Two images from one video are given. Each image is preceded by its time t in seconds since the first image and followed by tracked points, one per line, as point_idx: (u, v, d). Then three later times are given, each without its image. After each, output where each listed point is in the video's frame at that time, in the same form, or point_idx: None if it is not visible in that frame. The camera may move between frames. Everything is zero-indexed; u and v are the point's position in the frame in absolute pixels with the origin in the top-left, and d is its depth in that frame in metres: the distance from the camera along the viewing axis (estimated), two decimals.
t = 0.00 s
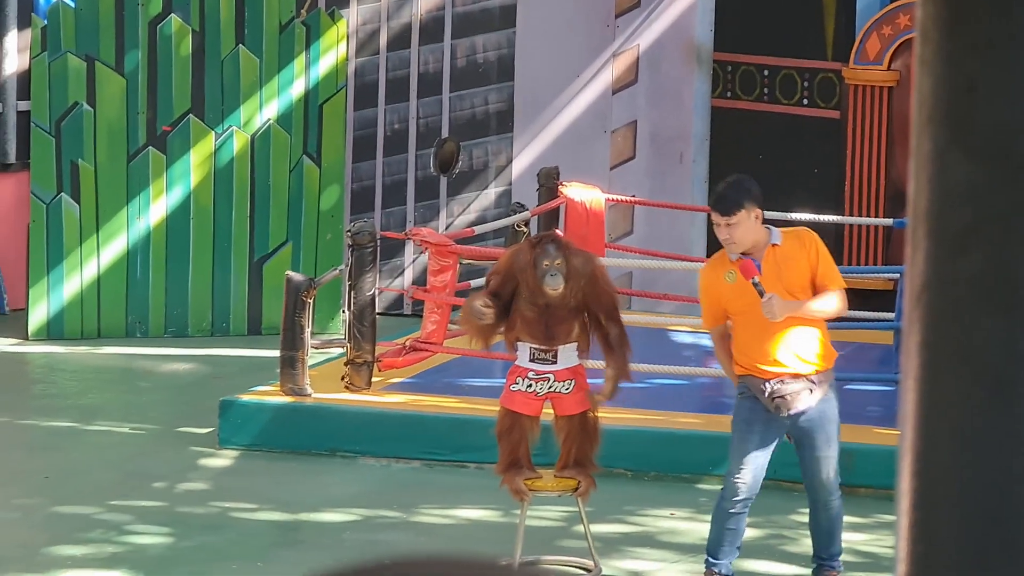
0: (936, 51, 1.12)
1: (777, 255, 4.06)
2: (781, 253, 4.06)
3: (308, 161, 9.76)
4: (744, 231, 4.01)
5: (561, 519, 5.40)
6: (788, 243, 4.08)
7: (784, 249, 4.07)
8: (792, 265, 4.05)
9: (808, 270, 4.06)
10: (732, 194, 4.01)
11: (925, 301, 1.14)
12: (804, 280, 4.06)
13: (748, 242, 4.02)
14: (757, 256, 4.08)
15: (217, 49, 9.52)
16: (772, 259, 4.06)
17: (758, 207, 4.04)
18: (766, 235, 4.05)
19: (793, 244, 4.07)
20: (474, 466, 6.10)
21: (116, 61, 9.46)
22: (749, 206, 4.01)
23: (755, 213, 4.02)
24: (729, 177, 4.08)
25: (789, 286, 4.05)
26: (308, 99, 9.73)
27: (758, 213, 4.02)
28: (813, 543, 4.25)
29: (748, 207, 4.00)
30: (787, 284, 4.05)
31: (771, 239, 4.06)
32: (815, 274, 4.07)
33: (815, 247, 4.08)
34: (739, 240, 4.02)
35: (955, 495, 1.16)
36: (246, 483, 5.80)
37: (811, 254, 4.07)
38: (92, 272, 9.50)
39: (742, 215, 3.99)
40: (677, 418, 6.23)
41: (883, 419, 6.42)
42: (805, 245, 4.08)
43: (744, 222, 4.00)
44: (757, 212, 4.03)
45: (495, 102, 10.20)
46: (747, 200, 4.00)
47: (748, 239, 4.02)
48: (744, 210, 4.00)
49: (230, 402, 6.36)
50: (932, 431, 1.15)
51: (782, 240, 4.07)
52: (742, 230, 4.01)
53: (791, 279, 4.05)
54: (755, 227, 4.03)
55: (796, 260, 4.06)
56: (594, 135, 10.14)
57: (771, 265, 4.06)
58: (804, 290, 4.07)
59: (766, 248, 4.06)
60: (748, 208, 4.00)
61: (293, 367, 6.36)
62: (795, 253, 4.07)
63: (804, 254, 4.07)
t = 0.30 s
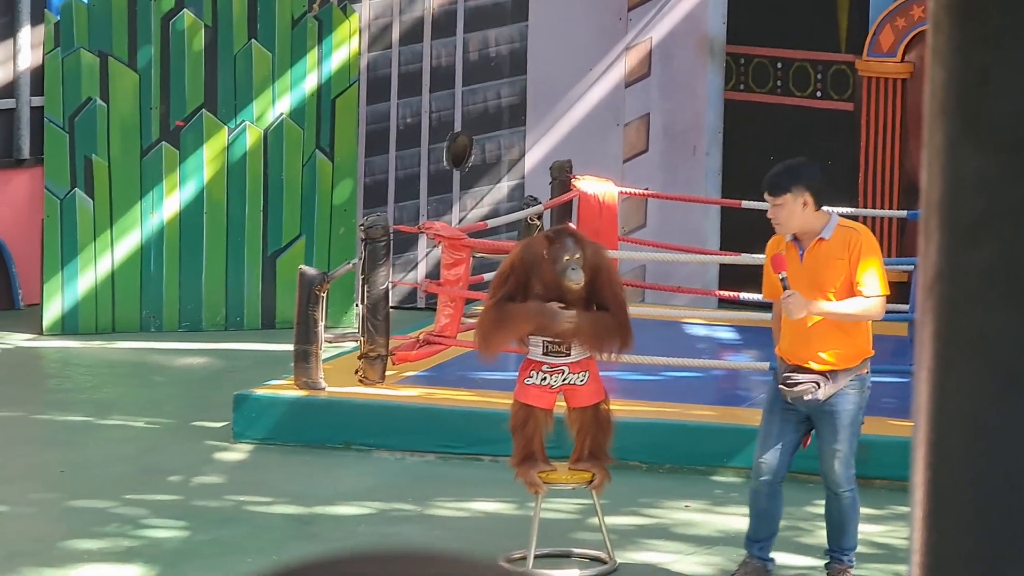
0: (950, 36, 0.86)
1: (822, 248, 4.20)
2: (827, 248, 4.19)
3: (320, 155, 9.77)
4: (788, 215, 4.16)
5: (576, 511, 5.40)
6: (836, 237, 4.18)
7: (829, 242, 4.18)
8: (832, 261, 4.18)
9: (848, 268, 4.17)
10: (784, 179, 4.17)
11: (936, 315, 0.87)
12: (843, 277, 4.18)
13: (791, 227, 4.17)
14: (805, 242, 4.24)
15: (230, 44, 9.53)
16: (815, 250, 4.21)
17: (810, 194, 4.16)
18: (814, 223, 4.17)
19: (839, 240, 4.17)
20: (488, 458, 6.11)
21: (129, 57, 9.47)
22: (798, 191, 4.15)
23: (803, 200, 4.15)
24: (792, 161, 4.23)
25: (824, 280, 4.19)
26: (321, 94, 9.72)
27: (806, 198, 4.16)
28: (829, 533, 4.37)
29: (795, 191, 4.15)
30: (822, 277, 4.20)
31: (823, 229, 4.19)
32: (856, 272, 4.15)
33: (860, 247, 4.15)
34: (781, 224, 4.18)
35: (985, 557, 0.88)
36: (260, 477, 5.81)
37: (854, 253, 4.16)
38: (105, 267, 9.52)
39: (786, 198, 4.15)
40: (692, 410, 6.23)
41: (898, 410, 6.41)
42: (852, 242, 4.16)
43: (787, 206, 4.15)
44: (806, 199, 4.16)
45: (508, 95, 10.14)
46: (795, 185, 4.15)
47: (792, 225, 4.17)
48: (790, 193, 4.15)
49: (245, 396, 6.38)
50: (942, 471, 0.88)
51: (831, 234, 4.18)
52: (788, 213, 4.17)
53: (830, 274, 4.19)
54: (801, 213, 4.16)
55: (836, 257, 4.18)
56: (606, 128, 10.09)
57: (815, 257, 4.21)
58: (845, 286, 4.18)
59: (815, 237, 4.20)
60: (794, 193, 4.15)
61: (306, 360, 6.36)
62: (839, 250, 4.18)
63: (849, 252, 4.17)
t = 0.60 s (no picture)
0: None
1: (842, 235, 4.19)
2: (845, 237, 4.18)
3: (332, 145, 9.76)
4: (812, 196, 4.20)
5: (587, 501, 5.39)
6: (856, 227, 4.16)
7: (849, 231, 4.17)
8: (848, 251, 4.17)
9: (861, 259, 4.14)
10: (814, 160, 4.19)
11: (949, 313, 0.74)
12: (857, 268, 4.15)
13: (814, 209, 4.20)
14: (830, 227, 4.25)
15: (243, 34, 9.53)
16: (835, 237, 4.21)
17: (837, 179, 4.18)
18: (839, 208, 4.17)
19: (858, 231, 4.15)
20: (499, 448, 6.11)
21: (141, 46, 9.47)
22: (824, 174, 4.18)
23: (828, 183, 4.17)
24: (831, 146, 4.25)
25: (838, 267, 4.19)
26: (333, 83, 9.70)
27: (832, 181, 4.18)
28: (839, 523, 4.35)
29: (821, 173, 4.18)
30: (837, 264, 4.20)
31: (847, 218, 4.19)
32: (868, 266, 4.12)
33: (875, 241, 4.11)
34: (806, 205, 4.22)
35: None
36: (270, 466, 5.81)
37: (868, 246, 4.13)
38: (116, 257, 9.52)
39: (812, 179, 4.18)
40: (703, 400, 6.21)
41: (909, 401, 6.38)
42: (869, 235, 4.13)
43: (812, 188, 4.19)
44: (832, 182, 4.17)
45: (520, 86, 10.08)
46: (823, 167, 4.18)
47: (815, 206, 4.20)
48: (817, 175, 4.19)
49: (256, 386, 6.37)
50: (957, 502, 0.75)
51: (853, 225, 4.17)
52: (813, 194, 4.20)
53: (843, 263, 4.18)
54: (825, 197, 4.18)
55: (851, 247, 4.16)
56: (618, 118, 10.15)
57: (834, 244, 4.21)
58: (857, 277, 4.16)
59: (838, 224, 4.21)
60: (820, 175, 4.18)
61: (318, 350, 6.35)
62: (855, 241, 4.15)
63: (865, 245, 4.14)
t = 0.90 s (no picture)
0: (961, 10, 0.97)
1: (850, 218, 4.19)
2: (853, 220, 4.18)
3: (335, 132, 9.73)
4: (822, 176, 4.19)
5: (592, 486, 5.40)
6: (864, 211, 4.15)
7: (856, 214, 4.17)
8: (854, 234, 4.17)
9: (866, 243, 4.14)
10: (825, 141, 4.18)
11: (957, 266, 0.99)
12: (861, 252, 4.15)
13: (824, 189, 4.19)
14: (839, 209, 4.25)
15: (245, 21, 9.51)
16: (844, 219, 4.21)
17: (848, 160, 4.16)
18: (849, 189, 4.16)
19: (865, 214, 4.14)
20: (504, 434, 6.12)
21: (144, 34, 9.47)
22: (835, 154, 4.17)
23: (838, 164, 4.16)
24: (844, 127, 4.23)
25: (844, 249, 4.19)
26: (336, 70, 9.68)
27: (842, 162, 4.16)
28: (843, 506, 4.36)
29: (831, 154, 4.17)
30: (843, 246, 4.20)
31: (856, 201, 4.18)
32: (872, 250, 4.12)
33: (881, 224, 4.11)
34: (817, 184, 4.21)
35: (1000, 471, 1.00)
36: (276, 453, 5.83)
37: (874, 231, 4.12)
38: (121, 244, 9.55)
39: (822, 159, 4.18)
40: (707, 384, 6.21)
41: (914, 384, 6.38)
42: (875, 219, 4.13)
43: (821, 168, 4.18)
44: (842, 163, 4.16)
45: (523, 71, 10.05)
46: (834, 147, 4.17)
47: (825, 186, 4.18)
48: (827, 155, 4.18)
49: (261, 372, 6.38)
50: (961, 400, 1.00)
51: (861, 208, 4.16)
52: (823, 175, 4.18)
53: (849, 247, 4.18)
54: (835, 177, 4.17)
55: (857, 231, 4.16)
56: (621, 103, 10.03)
57: (842, 227, 4.21)
58: (862, 261, 4.16)
59: (847, 206, 4.20)
60: (831, 155, 4.17)
61: (322, 337, 6.38)
62: (862, 225, 4.15)
63: (871, 229, 4.13)
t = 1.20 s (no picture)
0: (964, 14, 1.07)
1: (855, 214, 4.19)
2: (857, 215, 4.18)
3: (338, 128, 9.75)
4: (828, 171, 4.17)
5: (596, 482, 5.40)
6: (868, 206, 4.15)
7: (861, 210, 4.17)
8: (858, 230, 4.17)
9: (869, 238, 4.13)
10: (831, 135, 4.17)
11: (962, 252, 1.08)
12: (864, 247, 4.15)
13: (829, 184, 4.18)
14: (845, 204, 4.23)
15: (248, 17, 9.50)
16: (848, 214, 4.21)
17: (853, 154, 4.15)
18: (854, 184, 4.15)
19: (869, 209, 4.14)
20: (508, 430, 6.13)
21: (146, 30, 9.46)
22: (840, 149, 4.15)
23: (844, 158, 4.15)
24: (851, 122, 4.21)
25: (849, 245, 4.19)
26: (339, 66, 9.68)
27: (847, 156, 4.15)
28: (847, 502, 4.36)
29: (837, 148, 4.15)
30: (847, 242, 4.19)
31: (862, 196, 4.17)
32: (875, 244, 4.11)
33: (885, 219, 4.10)
34: (822, 179, 4.20)
35: (1001, 452, 1.09)
36: (281, 449, 5.84)
37: (876, 226, 4.12)
38: (124, 241, 9.54)
39: (827, 153, 4.16)
40: (711, 380, 6.20)
41: (918, 380, 6.38)
42: (879, 215, 4.12)
43: (827, 163, 4.17)
44: (847, 158, 4.14)
45: (526, 66, 10.05)
46: (840, 142, 4.15)
47: (831, 181, 4.17)
48: (833, 150, 4.16)
49: (264, 369, 6.38)
50: (963, 385, 1.10)
51: (866, 204, 4.16)
52: (829, 169, 4.17)
53: (853, 242, 4.17)
54: (840, 172, 4.15)
55: (860, 226, 4.16)
56: (625, 99, 10.01)
57: (847, 222, 4.21)
58: (865, 257, 4.15)
59: (852, 201, 4.19)
60: (836, 150, 4.15)
61: (326, 333, 6.37)
62: (865, 220, 4.15)
63: (874, 224, 4.13)
